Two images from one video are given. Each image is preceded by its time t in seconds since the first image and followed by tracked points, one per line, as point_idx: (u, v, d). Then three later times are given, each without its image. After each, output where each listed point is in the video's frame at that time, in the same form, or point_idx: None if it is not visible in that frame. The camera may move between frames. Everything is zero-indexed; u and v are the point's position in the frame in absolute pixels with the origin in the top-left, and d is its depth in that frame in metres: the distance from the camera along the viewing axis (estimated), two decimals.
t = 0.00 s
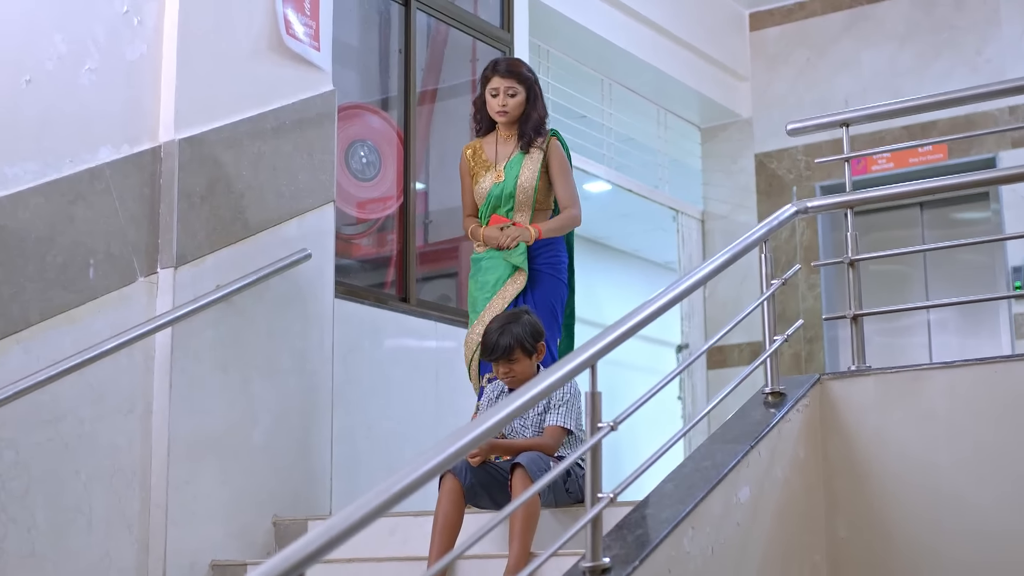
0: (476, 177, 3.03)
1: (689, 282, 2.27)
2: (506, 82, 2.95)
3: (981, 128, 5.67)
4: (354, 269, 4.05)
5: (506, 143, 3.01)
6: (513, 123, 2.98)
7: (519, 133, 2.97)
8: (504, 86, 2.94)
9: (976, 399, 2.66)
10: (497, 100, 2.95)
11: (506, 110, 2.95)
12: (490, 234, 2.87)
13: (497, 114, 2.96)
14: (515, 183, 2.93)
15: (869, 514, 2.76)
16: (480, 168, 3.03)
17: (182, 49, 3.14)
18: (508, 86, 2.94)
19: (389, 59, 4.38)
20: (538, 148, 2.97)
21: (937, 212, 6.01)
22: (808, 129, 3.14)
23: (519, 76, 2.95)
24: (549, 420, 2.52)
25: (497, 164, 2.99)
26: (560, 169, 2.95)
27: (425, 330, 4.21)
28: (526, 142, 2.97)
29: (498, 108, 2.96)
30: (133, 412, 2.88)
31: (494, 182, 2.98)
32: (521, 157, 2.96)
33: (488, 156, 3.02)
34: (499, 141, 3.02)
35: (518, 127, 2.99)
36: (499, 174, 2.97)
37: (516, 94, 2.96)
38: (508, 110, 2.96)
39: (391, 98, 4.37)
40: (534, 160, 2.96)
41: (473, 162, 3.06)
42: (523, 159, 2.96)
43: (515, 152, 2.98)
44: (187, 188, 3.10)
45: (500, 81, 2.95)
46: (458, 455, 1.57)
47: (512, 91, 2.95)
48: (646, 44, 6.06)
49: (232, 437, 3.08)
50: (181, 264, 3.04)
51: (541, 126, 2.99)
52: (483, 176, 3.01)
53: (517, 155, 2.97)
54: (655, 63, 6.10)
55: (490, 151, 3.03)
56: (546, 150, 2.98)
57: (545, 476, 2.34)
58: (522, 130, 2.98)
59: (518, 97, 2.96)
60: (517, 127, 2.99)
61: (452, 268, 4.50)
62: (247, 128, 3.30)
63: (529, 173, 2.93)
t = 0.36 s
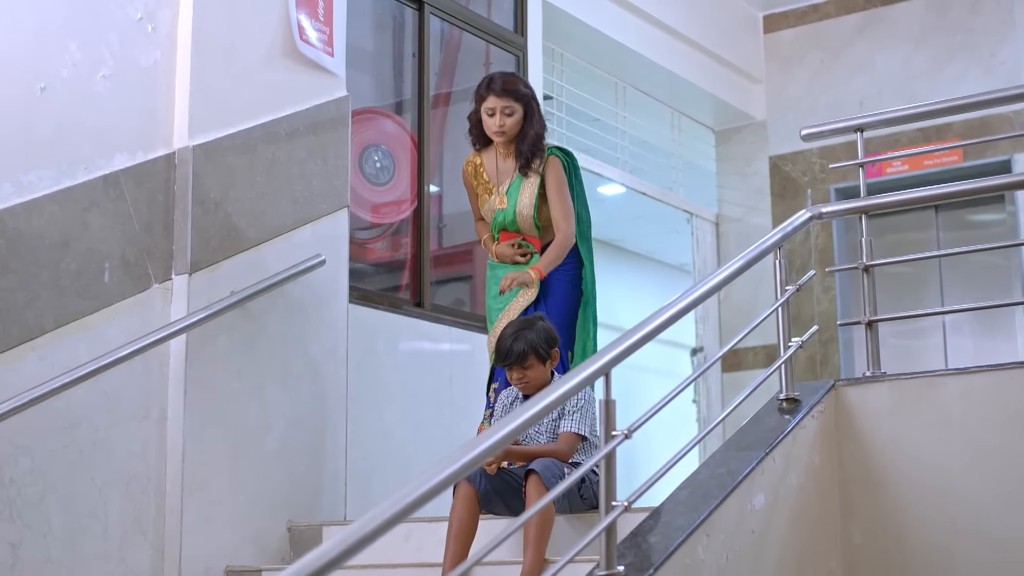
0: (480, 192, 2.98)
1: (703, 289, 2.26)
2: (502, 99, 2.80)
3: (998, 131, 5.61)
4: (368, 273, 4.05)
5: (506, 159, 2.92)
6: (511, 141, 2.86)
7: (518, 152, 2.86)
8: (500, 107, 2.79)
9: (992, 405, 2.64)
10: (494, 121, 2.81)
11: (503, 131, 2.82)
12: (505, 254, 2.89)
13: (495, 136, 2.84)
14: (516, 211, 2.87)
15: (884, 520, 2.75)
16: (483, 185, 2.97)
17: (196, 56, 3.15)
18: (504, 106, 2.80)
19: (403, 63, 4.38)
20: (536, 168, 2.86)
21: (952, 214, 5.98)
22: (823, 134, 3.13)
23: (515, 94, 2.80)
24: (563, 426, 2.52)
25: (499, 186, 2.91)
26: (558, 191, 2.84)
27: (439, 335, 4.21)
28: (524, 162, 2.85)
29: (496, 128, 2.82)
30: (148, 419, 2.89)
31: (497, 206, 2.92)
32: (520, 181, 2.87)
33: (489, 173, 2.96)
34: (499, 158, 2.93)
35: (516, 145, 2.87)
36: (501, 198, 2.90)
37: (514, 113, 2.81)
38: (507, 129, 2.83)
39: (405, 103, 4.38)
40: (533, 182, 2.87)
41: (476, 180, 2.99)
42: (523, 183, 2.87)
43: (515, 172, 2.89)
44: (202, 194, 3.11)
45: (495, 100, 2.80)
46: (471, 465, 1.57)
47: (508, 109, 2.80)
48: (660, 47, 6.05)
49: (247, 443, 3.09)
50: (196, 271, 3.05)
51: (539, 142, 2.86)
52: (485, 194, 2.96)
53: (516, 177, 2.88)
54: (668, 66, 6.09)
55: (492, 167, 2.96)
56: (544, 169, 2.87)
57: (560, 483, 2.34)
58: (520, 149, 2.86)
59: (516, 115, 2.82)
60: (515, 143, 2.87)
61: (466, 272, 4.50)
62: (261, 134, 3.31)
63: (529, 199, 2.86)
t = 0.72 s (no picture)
0: (487, 238, 2.87)
1: (715, 293, 2.25)
2: (500, 154, 2.64)
3: (1011, 131, 5.58)
4: (381, 275, 4.05)
5: (511, 208, 2.79)
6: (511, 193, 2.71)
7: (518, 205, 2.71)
8: (498, 162, 2.64)
9: (1005, 408, 2.62)
10: (491, 176, 2.66)
11: (501, 186, 2.66)
12: (514, 279, 2.76)
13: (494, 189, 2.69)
14: (518, 261, 2.74)
15: (898, 524, 2.73)
16: (490, 232, 2.87)
17: (207, 59, 3.15)
18: (502, 161, 2.64)
19: (414, 65, 4.38)
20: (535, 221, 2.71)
21: (965, 214, 5.93)
22: (836, 136, 3.12)
23: (513, 147, 2.64)
24: (576, 429, 2.50)
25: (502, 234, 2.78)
26: (558, 245, 2.68)
27: (451, 337, 4.21)
28: (523, 215, 2.70)
29: (495, 183, 2.67)
30: (160, 422, 2.90)
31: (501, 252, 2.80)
32: (521, 233, 2.72)
33: (495, 221, 2.85)
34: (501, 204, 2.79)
35: (515, 197, 2.71)
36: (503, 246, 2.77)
37: (513, 167, 2.65)
38: (507, 184, 2.67)
39: (417, 104, 4.37)
40: (534, 234, 2.72)
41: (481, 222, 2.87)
42: (524, 234, 2.72)
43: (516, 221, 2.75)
44: (213, 197, 3.11)
45: (492, 154, 2.64)
46: (483, 470, 1.56)
47: (505, 164, 2.64)
48: (672, 48, 6.03)
49: (259, 446, 3.09)
50: (208, 274, 3.05)
51: (539, 193, 2.70)
52: (492, 242, 2.85)
53: (517, 228, 2.73)
54: (680, 67, 6.08)
55: (497, 214, 2.84)
56: (545, 220, 2.72)
57: (571, 487, 2.32)
58: (519, 201, 2.70)
59: (515, 168, 2.66)
60: (515, 193, 2.72)
61: (479, 273, 4.50)
62: (273, 137, 3.31)
63: (531, 251, 2.72)
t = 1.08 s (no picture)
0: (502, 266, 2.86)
1: (732, 293, 2.23)
2: (511, 192, 2.62)
3: None
4: (397, 274, 4.04)
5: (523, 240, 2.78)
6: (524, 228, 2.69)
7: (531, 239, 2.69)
8: (509, 201, 2.62)
9: None
10: (504, 214, 2.65)
11: (514, 223, 2.65)
12: (529, 295, 2.77)
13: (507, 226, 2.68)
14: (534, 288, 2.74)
15: (917, 525, 2.71)
16: (506, 262, 2.85)
17: (222, 60, 3.15)
18: (514, 200, 2.62)
19: (430, 64, 4.37)
20: (549, 252, 2.69)
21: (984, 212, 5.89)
22: (852, 135, 3.10)
23: (525, 185, 2.62)
24: (593, 429, 2.49)
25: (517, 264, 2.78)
26: (570, 278, 2.66)
27: (468, 337, 4.20)
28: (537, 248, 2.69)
29: (507, 221, 2.66)
30: (176, 423, 2.90)
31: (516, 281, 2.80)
32: (534, 264, 2.72)
33: (511, 250, 2.82)
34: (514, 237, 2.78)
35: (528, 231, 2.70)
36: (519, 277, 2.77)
37: (525, 204, 2.63)
38: (519, 221, 2.66)
39: (433, 104, 4.37)
40: (547, 265, 2.72)
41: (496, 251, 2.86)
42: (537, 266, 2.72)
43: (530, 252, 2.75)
44: (229, 198, 3.12)
45: (503, 193, 2.63)
46: (498, 471, 1.55)
47: (517, 202, 2.63)
48: (689, 45, 6.01)
49: (275, 447, 3.09)
50: (223, 275, 3.06)
51: (552, 226, 2.68)
52: (507, 270, 2.84)
53: (530, 259, 2.74)
54: (697, 64, 6.05)
55: (512, 244, 2.82)
56: (558, 252, 2.69)
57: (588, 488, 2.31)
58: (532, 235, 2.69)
59: (528, 205, 2.64)
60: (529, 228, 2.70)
61: (495, 273, 4.49)
62: (288, 138, 3.31)
63: (545, 281, 2.72)
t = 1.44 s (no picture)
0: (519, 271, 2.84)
1: (747, 288, 2.22)
2: (527, 201, 2.61)
3: None
4: (413, 270, 4.04)
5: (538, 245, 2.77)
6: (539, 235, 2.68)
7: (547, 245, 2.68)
8: (525, 210, 2.61)
9: None
10: (520, 223, 2.64)
11: (530, 231, 2.64)
12: (544, 297, 2.76)
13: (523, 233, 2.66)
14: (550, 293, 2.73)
15: (934, 522, 2.68)
16: (522, 266, 2.82)
17: (235, 56, 3.15)
18: (530, 209, 2.61)
19: (445, 60, 4.36)
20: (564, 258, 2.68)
21: (1003, 207, 5.85)
22: (869, 129, 3.07)
23: (540, 194, 2.60)
24: (607, 425, 2.47)
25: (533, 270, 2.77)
26: (586, 283, 2.65)
27: (483, 333, 4.20)
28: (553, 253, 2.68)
29: (524, 229, 2.64)
30: (190, 420, 2.91)
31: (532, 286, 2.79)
32: (550, 269, 2.71)
33: (527, 255, 2.80)
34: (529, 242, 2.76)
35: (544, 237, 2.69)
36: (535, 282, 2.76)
37: (541, 213, 2.62)
38: (535, 229, 2.64)
39: (448, 99, 4.36)
40: (564, 269, 2.70)
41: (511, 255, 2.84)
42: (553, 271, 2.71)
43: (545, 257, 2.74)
44: (242, 194, 3.12)
45: (519, 202, 2.61)
46: (512, 467, 1.54)
47: (533, 210, 2.61)
48: (705, 40, 5.98)
49: (290, 444, 3.09)
50: (237, 272, 3.06)
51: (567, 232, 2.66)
52: (525, 275, 2.81)
53: (546, 264, 2.73)
54: (714, 60, 6.02)
55: (528, 250, 2.80)
56: (574, 256, 2.69)
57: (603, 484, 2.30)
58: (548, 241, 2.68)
59: (544, 213, 2.63)
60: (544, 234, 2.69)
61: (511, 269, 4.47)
62: (302, 134, 3.31)
63: (561, 286, 2.71)
